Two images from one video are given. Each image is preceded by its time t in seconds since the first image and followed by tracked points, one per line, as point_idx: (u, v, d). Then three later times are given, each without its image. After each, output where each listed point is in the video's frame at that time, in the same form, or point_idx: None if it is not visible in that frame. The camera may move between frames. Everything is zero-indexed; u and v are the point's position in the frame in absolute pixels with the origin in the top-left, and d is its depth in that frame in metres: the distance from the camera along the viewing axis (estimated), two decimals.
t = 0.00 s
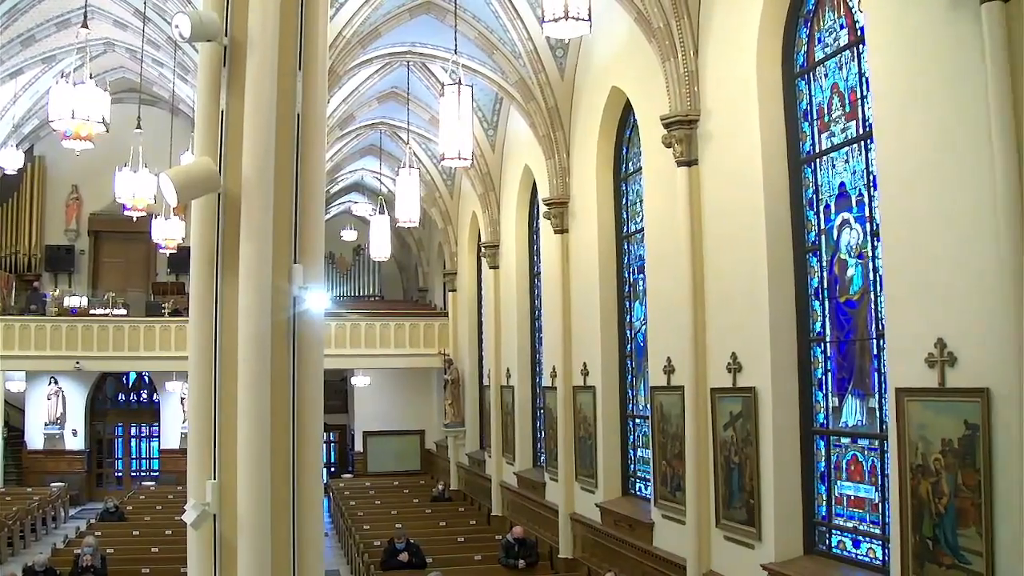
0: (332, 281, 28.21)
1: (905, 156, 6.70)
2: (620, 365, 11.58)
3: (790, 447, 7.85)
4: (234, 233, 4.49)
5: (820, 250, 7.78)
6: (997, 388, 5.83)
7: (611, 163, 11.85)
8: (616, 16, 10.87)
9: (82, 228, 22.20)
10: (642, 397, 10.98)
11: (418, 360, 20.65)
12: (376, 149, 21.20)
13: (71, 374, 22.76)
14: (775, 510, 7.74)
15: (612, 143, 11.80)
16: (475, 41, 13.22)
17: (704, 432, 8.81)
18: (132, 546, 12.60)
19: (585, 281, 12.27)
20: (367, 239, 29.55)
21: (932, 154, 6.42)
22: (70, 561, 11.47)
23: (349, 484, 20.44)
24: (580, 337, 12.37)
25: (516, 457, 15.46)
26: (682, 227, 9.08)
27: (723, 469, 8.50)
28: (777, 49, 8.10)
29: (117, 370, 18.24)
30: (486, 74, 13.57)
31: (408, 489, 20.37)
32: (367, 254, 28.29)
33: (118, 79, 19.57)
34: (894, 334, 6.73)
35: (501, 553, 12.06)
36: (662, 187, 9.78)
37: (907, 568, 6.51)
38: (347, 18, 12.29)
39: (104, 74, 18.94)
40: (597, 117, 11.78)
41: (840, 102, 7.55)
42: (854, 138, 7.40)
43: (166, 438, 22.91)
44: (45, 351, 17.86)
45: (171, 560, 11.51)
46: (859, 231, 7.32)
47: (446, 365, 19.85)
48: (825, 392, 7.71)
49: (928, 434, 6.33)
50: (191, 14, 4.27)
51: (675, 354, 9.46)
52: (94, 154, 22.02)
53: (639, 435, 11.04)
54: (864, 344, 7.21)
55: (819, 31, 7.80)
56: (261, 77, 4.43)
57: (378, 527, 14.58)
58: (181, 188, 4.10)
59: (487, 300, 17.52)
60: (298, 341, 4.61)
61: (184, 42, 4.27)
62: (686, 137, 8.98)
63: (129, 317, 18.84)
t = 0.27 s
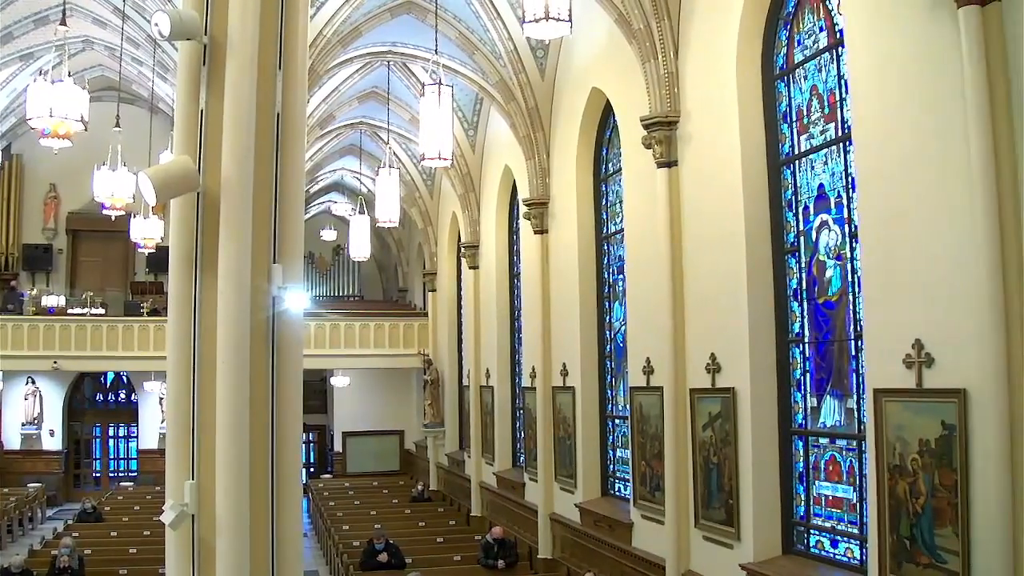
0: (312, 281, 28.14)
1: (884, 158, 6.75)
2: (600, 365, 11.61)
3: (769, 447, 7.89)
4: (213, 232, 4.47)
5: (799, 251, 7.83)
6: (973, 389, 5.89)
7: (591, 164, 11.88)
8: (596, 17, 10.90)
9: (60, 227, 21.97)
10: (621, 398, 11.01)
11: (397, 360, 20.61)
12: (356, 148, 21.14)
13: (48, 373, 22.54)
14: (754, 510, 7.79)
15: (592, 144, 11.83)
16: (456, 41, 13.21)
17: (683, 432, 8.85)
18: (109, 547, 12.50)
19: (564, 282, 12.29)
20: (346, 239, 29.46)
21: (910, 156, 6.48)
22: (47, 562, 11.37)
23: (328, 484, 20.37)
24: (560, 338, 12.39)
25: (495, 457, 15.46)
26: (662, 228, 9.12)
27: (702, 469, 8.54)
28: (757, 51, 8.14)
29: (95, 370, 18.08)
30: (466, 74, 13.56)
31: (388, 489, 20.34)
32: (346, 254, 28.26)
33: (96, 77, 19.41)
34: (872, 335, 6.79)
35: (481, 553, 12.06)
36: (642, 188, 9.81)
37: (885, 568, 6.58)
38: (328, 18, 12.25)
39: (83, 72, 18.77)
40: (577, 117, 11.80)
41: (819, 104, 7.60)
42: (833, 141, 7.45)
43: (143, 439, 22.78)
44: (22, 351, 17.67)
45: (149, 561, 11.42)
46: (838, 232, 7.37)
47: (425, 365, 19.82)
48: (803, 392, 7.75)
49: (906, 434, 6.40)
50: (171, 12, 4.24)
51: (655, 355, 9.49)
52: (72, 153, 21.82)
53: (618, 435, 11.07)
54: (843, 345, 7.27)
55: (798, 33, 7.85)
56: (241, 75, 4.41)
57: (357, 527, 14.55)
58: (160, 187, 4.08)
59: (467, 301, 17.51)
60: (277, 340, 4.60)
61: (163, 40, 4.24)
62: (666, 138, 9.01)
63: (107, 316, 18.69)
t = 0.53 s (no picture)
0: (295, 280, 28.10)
1: (868, 159, 6.80)
2: (584, 366, 11.62)
3: (752, 447, 7.92)
4: (197, 231, 4.45)
5: (782, 252, 7.86)
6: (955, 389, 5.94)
7: (575, 165, 11.90)
8: (581, 18, 10.92)
9: (43, 226, 21.77)
10: (605, 398, 11.03)
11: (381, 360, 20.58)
12: (340, 148, 21.09)
13: (30, 373, 22.36)
14: (737, 510, 7.81)
15: (576, 145, 11.84)
16: (440, 41, 13.20)
17: (667, 433, 8.87)
18: (92, 548, 12.41)
19: (548, 282, 12.30)
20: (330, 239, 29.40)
21: (893, 158, 6.53)
22: (28, 563, 11.28)
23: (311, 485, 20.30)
24: (544, 338, 12.40)
25: (479, 457, 15.46)
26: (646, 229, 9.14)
27: (686, 469, 8.56)
28: (741, 52, 8.18)
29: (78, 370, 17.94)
30: (451, 75, 13.54)
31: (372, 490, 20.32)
32: (330, 254, 28.26)
33: (80, 76, 19.27)
34: (856, 336, 6.83)
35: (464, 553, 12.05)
36: (626, 189, 9.83)
37: (868, 568, 6.62)
38: (313, 17, 12.22)
39: (66, 70, 18.63)
40: (562, 118, 11.81)
41: (803, 105, 7.64)
42: (816, 142, 7.49)
43: (126, 439, 22.64)
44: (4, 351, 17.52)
45: (132, 562, 11.35)
46: (821, 233, 7.41)
47: (409, 365, 19.79)
48: (787, 393, 7.79)
49: (889, 434, 6.44)
50: (155, 11, 4.22)
51: (639, 355, 9.51)
52: (55, 151, 21.65)
53: (602, 436, 11.09)
54: (826, 346, 7.31)
55: (782, 35, 7.89)
56: (225, 74, 4.39)
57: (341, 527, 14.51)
58: (143, 186, 4.05)
59: (451, 301, 17.49)
60: (261, 340, 4.58)
61: (147, 39, 4.21)
62: (650, 139, 9.04)
63: (90, 316, 18.56)
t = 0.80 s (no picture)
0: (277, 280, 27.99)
1: (849, 161, 6.85)
2: (565, 366, 11.64)
3: (733, 447, 7.96)
4: (178, 230, 4.43)
5: (764, 253, 7.91)
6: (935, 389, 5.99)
7: (557, 165, 11.92)
8: (564, 19, 10.93)
9: (23, 225, 21.51)
10: (587, 399, 11.06)
11: (363, 360, 20.52)
12: (322, 148, 21.03)
13: (9, 373, 22.14)
14: (719, 510, 7.85)
15: (558, 145, 11.86)
16: (422, 41, 13.18)
17: (648, 433, 8.90)
18: (71, 549, 12.31)
19: (530, 282, 12.32)
20: (312, 239, 29.29)
21: (874, 160, 6.58)
22: (7, 565, 11.18)
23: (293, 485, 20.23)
24: (526, 338, 12.41)
25: (461, 457, 15.45)
26: (627, 230, 9.17)
27: (668, 469, 8.59)
28: (722, 54, 8.22)
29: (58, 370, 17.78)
30: (433, 75, 13.53)
31: (353, 490, 20.25)
32: (312, 254, 28.19)
33: (60, 74, 19.10)
34: (837, 337, 6.88)
35: (446, 553, 12.05)
36: (608, 190, 9.86)
37: (848, 568, 6.67)
38: (295, 16, 12.19)
39: (46, 68, 18.45)
40: (544, 118, 11.82)
41: (784, 107, 7.68)
42: (798, 144, 7.53)
43: (107, 439, 22.50)
44: None
45: (112, 563, 11.25)
46: (802, 234, 7.45)
47: (391, 365, 19.75)
48: (768, 393, 7.83)
49: (869, 434, 6.50)
50: (136, 9, 4.20)
51: (621, 356, 9.54)
52: (35, 150, 21.44)
53: (583, 436, 11.11)
54: (807, 347, 7.35)
55: (764, 37, 7.93)
56: (206, 72, 4.37)
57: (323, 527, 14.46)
58: (125, 184, 4.02)
59: (432, 301, 17.46)
60: (242, 341, 4.57)
61: (128, 38, 4.20)
62: (632, 140, 9.07)
63: (71, 315, 18.41)
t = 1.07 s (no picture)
0: (256, 280, 27.88)
1: (827, 163, 6.89)
2: (545, 366, 11.65)
3: (712, 448, 8.00)
4: (157, 230, 4.40)
5: (743, 254, 7.95)
6: (912, 391, 6.06)
7: (537, 166, 11.94)
8: (545, 20, 10.95)
9: None
10: (566, 399, 11.07)
11: (342, 360, 20.46)
12: (302, 148, 20.95)
13: None
14: (698, 510, 7.88)
15: (538, 145, 11.88)
16: (403, 41, 13.16)
17: (627, 433, 8.93)
18: (47, 550, 12.18)
19: (510, 283, 12.32)
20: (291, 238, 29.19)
21: (853, 162, 6.64)
22: None
23: (271, 486, 20.13)
24: (506, 338, 12.42)
25: (440, 457, 15.43)
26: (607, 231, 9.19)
27: (647, 469, 8.62)
28: (703, 56, 8.25)
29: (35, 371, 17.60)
30: (413, 75, 13.50)
31: (332, 491, 20.18)
32: (292, 254, 28.16)
33: (38, 72, 18.91)
34: (816, 338, 6.94)
35: (425, 554, 12.03)
36: (588, 191, 9.88)
37: (825, 567, 6.72)
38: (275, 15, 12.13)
39: (23, 66, 18.26)
40: (525, 119, 11.83)
41: (764, 109, 7.72)
42: (777, 145, 7.58)
43: (85, 440, 22.32)
44: None
45: (90, 565, 11.14)
46: (781, 236, 7.50)
47: (370, 365, 19.70)
48: (746, 394, 7.87)
49: (846, 435, 6.56)
50: (115, 7, 4.15)
51: (600, 357, 9.56)
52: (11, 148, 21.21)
53: (563, 436, 11.12)
54: (785, 348, 7.40)
55: (744, 39, 7.98)
56: (186, 71, 4.35)
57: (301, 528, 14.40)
58: (103, 183, 4.00)
59: (412, 301, 17.42)
60: (221, 341, 4.55)
61: (107, 36, 4.15)
62: (612, 141, 9.09)
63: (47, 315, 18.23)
